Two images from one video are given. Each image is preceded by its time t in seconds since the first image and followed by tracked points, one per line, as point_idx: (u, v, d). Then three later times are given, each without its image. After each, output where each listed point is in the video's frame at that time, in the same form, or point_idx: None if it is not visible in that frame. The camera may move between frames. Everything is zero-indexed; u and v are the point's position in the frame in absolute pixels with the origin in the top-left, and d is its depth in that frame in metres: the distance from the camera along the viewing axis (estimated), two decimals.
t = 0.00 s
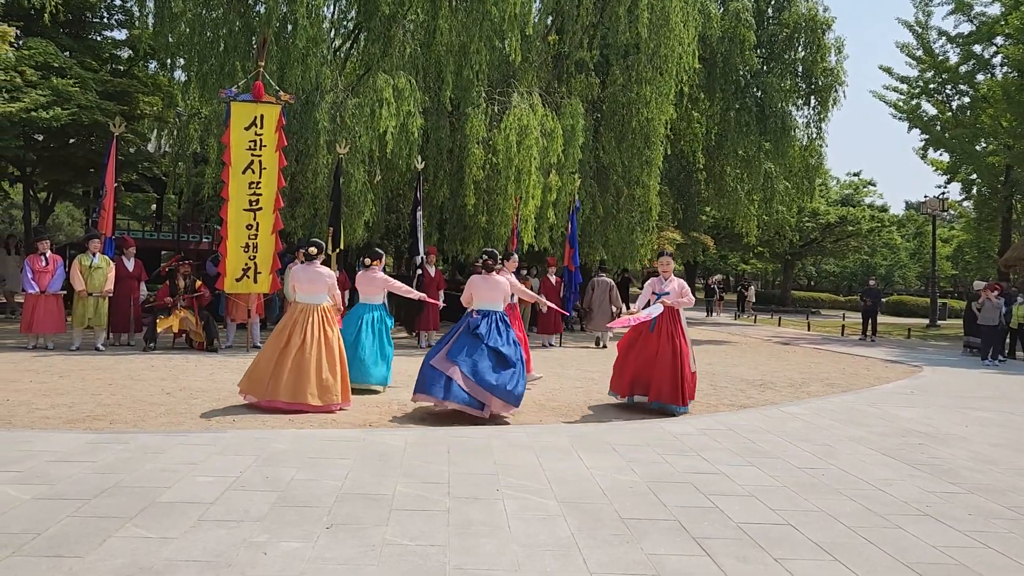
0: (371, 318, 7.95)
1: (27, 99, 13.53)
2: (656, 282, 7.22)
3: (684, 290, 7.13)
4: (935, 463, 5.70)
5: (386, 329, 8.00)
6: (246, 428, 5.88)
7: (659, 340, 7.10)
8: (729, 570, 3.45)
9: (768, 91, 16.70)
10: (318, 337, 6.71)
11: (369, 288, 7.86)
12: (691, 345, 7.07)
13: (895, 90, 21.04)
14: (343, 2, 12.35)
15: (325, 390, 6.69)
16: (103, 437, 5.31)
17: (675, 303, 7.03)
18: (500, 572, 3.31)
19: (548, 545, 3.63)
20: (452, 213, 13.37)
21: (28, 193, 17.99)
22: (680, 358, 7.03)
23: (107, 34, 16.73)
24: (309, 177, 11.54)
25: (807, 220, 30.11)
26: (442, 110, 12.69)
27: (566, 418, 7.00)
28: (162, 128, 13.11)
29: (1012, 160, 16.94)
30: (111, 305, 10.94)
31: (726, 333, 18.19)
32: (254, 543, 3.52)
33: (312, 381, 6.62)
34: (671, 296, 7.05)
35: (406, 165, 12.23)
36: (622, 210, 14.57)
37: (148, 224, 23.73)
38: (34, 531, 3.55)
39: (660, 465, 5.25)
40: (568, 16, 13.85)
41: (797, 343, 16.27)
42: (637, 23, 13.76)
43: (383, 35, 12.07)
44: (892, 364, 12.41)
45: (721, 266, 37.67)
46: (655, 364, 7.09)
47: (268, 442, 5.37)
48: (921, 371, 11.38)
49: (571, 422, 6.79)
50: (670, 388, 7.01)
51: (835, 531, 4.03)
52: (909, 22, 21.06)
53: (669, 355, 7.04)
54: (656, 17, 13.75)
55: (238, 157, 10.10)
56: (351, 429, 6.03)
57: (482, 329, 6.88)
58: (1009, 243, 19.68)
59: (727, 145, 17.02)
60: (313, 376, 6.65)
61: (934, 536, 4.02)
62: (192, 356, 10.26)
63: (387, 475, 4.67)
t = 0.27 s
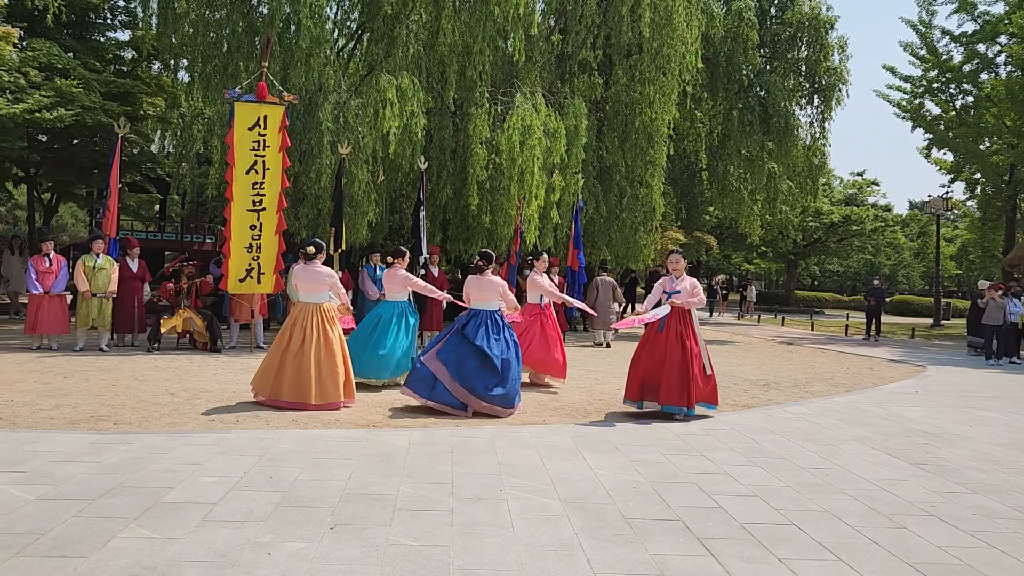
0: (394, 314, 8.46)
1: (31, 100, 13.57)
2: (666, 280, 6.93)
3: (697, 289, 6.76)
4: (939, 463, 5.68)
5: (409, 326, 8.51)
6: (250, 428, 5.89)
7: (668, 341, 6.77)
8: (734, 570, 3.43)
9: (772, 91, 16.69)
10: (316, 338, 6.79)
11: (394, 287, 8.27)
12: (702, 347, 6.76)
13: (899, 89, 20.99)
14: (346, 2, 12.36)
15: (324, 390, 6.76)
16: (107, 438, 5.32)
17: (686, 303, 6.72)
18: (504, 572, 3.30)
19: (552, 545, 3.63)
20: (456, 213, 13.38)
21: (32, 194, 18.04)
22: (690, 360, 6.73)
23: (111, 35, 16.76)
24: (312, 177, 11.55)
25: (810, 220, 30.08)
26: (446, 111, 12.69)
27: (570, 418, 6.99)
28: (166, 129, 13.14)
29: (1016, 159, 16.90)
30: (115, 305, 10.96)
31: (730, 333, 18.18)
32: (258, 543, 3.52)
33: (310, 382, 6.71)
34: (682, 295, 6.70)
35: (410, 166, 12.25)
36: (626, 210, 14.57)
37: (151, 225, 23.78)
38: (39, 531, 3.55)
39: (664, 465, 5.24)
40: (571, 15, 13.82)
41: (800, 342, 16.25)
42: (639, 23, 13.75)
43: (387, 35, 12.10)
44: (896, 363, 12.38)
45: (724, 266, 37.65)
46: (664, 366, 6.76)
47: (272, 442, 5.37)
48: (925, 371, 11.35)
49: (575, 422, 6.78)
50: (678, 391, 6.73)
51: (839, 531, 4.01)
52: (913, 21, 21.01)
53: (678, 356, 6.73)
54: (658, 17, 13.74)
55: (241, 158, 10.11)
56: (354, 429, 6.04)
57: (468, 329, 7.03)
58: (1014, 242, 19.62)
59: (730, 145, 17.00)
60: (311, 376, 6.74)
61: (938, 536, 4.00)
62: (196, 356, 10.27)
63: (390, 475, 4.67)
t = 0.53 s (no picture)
0: (417, 315, 8.57)
1: (34, 101, 13.59)
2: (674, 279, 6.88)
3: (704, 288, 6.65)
4: (943, 463, 5.67)
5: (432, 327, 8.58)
6: (253, 429, 5.89)
7: (673, 340, 6.66)
8: (737, 570, 3.43)
9: (774, 90, 16.67)
10: (315, 339, 6.83)
11: (418, 288, 8.41)
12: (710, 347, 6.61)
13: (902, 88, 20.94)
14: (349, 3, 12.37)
15: (321, 391, 6.82)
16: (111, 438, 5.33)
17: (691, 303, 6.63)
18: (507, 572, 3.30)
19: (555, 546, 3.62)
20: (458, 214, 13.37)
21: (35, 195, 18.07)
22: (695, 360, 6.59)
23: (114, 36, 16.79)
24: (315, 178, 11.57)
25: (813, 220, 30.03)
26: (448, 111, 12.68)
27: (573, 418, 6.99)
28: (169, 130, 13.15)
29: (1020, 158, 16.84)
30: (119, 306, 10.99)
31: (732, 333, 18.16)
32: (262, 543, 3.52)
33: (307, 382, 6.79)
34: (687, 295, 6.62)
35: (412, 166, 12.25)
36: (628, 210, 14.54)
37: (154, 225, 23.81)
38: (43, 531, 3.56)
39: (667, 466, 5.24)
40: (573, 15, 13.80)
41: (803, 342, 16.24)
42: (641, 23, 13.73)
43: (389, 36, 12.11)
44: (899, 363, 12.35)
45: (727, 266, 37.62)
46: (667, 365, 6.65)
47: (275, 442, 5.37)
48: (929, 371, 11.33)
49: (579, 422, 6.78)
50: (682, 391, 6.62)
51: (843, 531, 4.00)
52: (916, 21, 20.96)
53: (683, 356, 6.62)
54: (661, 17, 13.72)
55: (244, 159, 10.12)
56: (357, 429, 6.04)
57: (463, 329, 7.21)
58: (1017, 242, 19.56)
59: (732, 145, 16.98)
60: (308, 377, 6.81)
61: (942, 536, 3.99)
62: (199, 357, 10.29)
63: (394, 476, 4.67)
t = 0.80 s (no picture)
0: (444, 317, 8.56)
1: (37, 102, 13.60)
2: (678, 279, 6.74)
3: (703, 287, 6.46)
4: (946, 463, 5.66)
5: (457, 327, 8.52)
6: (255, 430, 5.89)
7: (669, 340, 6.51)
8: (740, 571, 3.42)
9: (777, 90, 16.66)
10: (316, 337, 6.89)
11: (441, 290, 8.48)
12: (708, 346, 6.43)
13: (904, 87, 20.92)
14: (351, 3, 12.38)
15: (318, 388, 6.86)
16: (113, 439, 5.33)
17: (688, 300, 6.47)
18: (509, 573, 3.30)
19: (558, 546, 3.62)
20: (461, 214, 13.37)
21: (38, 196, 18.08)
22: (691, 359, 6.42)
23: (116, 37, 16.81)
24: (318, 179, 11.60)
25: (816, 220, 30.00)
26: (450, 111, 12.68)
27: (575, 418, 6.99)
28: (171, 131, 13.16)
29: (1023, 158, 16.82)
30: (121, 307, 10.99)
31: (735, 333, 18.13)
32: (264, 544, 3.52)
33: (304, 379, 6.85)
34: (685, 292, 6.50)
35: (415, 166, 12.25)
36: (631, 210, 14.53)
37: (156, 226, 23.82)
38: (46, 532, 3.56)
39: (669, 466, 5.23)
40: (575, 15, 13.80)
41: (805, 342, 16.22)
42: (643, 23, 13.73)
43: (391, 36, 12.12)
44: (902, 363, 12.33)
45: (729, 266, 37.60)
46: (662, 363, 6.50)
47: (278, 443, 5.37)
48: (931, 371, 11.32)
49: (581, 422, 6.78)
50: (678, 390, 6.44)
51: (845, 531, 4.00)
52: (918, 20, 20.93)
53: (678, 354, 6.45)
54: (663, 17, 13.73)
55: (246, 160, 10.12)
56: (359, 429, 6.04)
57: (462, 332, 7.45)
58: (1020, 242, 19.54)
59: (734, 145, 16.97)
60: (306, 374, 6.87)
61: (944, 536, 3.98)
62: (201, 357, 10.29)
63: (396, 476, 4.67)
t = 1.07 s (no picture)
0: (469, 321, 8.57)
1: (40, 103, 13.62)
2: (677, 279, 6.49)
3: (689, 286, 6.17)
4: (948, 464, 5.65)
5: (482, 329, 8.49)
6: (257, 430, 5.89)
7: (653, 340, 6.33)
8: (742, 571, 3.42)
9: (779, 91, 16.65)
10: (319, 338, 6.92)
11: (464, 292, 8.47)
12: (688, 346, 6.13)
13: (906, 88, 20.89)
14: (353, 4, 12.39)
15: (317, 388, 6.89)
16: (116, 439, 5.33)
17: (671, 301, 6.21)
18: (512, 573, 3.30)
19: (560, 547, 3.61)
20: (462, 214, 13.37)
21: (40, 197, 18.10)
22: (668, 358, 6.17)
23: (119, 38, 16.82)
24: (319, 179, 11.58)
25: (818, 220, 29.97)
26: (452, 112, 12.68)
27: (577, 419, 6.98)
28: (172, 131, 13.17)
29: None
30: (123, 307, 11.01)
31: (737, 334, 18.09)
32: (267, 545, 3.52)
33: (304, 378, 6.89)
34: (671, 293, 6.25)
35: (417, 166, 12.24)
36: (632, 211, 14.51)
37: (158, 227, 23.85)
38: (49, 533, 3.56)
39: (672, 467, 5.22)
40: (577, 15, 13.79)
41: (807, 343, 16.19)
42: (645, 23, 13.71)
43: (393, 37, 12.13)
44: (904, 364, 12.30)
45: (731, 267, 37.58)
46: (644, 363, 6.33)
47: (280, 444, 5.37)
48: (933, 372, 11.29)
49: (583, 423, 6.77)
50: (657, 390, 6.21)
51: (848, 532, 3.99)
52: (920, 20, 20.89)
53: (658, 354, 6.23)
54: (665, 17, 13.72)
55: (249, 160, 10.13)
56: (362, 430, 6.04)
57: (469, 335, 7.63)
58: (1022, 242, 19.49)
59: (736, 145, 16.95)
60: (306, 373, 6.90)
61: (947, 537, 3.97)
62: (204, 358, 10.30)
63: (398, 477, 4.67)
